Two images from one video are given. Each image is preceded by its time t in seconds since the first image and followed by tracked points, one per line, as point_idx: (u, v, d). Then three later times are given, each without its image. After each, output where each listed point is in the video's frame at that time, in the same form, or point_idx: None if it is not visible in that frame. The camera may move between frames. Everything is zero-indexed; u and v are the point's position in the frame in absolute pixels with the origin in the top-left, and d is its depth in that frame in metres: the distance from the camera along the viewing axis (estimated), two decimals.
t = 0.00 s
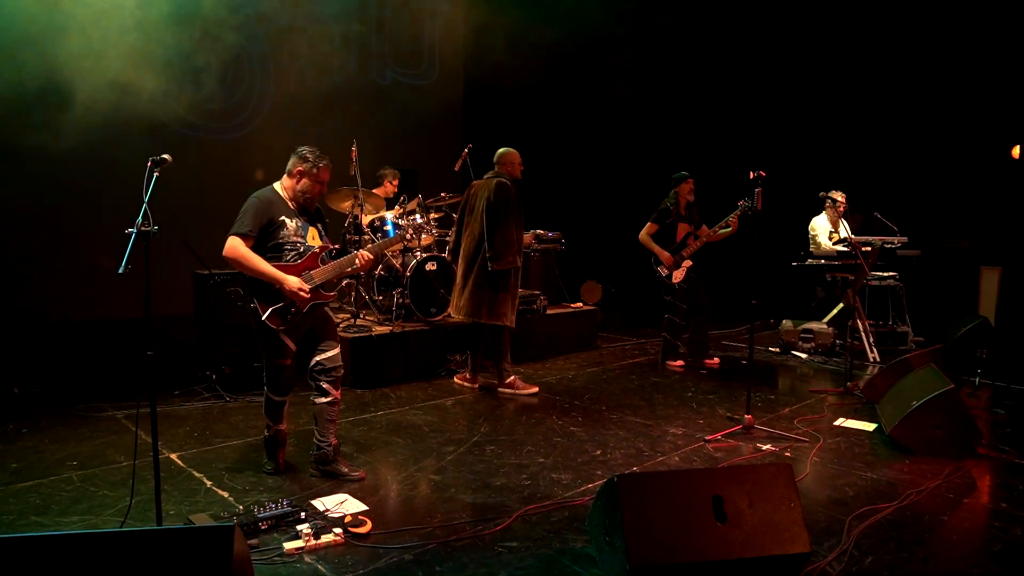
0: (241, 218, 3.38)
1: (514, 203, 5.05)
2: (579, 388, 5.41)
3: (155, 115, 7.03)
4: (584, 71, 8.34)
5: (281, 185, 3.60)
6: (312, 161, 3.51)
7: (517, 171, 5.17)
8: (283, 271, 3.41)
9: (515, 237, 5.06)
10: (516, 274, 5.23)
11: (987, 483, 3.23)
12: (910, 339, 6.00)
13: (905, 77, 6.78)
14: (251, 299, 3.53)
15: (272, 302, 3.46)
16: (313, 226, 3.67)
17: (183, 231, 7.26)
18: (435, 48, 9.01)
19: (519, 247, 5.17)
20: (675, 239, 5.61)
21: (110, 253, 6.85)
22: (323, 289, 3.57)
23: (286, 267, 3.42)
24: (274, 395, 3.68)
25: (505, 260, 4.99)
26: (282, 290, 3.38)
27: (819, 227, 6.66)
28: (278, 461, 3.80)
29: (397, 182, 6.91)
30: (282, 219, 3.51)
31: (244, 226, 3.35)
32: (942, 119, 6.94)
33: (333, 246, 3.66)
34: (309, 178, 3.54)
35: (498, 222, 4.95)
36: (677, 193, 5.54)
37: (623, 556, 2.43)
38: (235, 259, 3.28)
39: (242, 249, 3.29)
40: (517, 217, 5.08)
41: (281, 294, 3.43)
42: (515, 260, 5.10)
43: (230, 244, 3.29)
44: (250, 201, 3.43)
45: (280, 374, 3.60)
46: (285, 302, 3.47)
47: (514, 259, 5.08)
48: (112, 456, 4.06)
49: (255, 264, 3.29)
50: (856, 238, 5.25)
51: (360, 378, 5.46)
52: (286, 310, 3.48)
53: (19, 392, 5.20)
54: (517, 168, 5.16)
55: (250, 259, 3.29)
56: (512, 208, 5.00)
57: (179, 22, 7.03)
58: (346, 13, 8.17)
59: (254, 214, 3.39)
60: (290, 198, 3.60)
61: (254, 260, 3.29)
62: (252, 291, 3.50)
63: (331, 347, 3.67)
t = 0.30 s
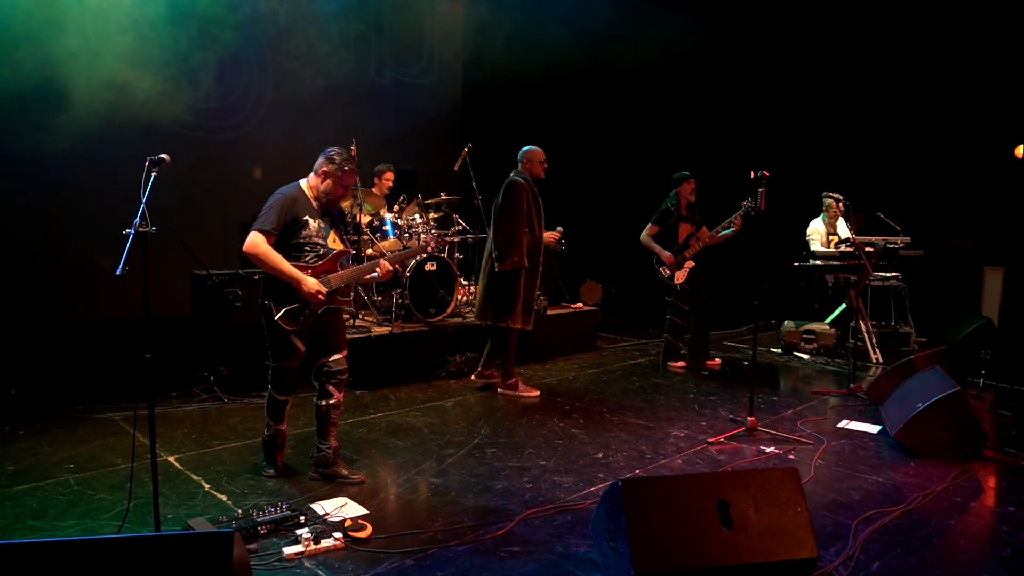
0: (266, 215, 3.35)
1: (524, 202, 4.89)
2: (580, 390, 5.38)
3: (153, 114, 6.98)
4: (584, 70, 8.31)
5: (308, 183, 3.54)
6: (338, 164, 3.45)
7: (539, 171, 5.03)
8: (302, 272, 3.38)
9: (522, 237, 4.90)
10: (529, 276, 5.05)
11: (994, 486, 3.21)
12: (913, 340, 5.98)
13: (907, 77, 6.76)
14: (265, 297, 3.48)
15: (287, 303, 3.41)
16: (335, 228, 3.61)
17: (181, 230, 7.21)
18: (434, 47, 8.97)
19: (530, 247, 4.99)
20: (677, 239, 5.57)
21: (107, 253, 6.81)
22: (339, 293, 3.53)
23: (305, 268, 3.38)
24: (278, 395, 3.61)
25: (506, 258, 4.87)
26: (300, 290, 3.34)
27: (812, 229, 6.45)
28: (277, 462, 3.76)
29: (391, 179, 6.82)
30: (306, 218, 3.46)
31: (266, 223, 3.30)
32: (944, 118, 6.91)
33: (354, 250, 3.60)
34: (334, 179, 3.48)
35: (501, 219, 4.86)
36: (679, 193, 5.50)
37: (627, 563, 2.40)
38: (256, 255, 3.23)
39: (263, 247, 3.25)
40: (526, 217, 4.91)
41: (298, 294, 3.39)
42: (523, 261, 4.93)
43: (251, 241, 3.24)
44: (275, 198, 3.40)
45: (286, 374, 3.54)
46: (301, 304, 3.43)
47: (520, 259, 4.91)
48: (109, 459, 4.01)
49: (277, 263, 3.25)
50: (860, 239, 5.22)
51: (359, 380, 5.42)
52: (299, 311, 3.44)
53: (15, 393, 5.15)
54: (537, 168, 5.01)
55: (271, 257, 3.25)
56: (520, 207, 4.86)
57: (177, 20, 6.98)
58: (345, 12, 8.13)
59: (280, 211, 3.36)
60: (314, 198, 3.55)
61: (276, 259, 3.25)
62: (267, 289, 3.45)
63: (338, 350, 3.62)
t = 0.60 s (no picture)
0: (280, 214, 3.29)
1: (538, 198, 4.65)
2: (580, 391, 5.34)
3: (150, 114, 6.93)
4: (583, 70, 8.27)
5: (322, 183, 3.49)
6: (352, 164, 3.37)
7: (558, 168, 4.77)
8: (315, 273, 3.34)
9: (535, 233, 4.65)
10: (546, 276, 4.76)
11: (1000, 488, 3.18)
12: (915, 341, 5.96)
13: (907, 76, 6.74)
14: (275, 296, 3.41)
15: (298, 304, 3.35)
16: (349, 229, 3.56)
17: (177, 230, 7.16)
18: (432, 46, 8.92)
19: (545, 244, 4.73)
20: (679, 240, 5.54)
21: (102, 254, 6.75)
22: (351, 295, 3.49)
23: (318, 269, 3.33)
24: (281, 395, 3.56)
25: (515, 253, 4.64)
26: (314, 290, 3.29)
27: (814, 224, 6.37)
28: (279, 462, 3.74)
29: (384, 176, 6.68)
30: (320, 219, 3.41)
31: (281, 223, 3.26)
32: (943, 118, 6.90)
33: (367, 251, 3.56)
34: (348, 179, 3.42)
35: (512, 215, 4.65)
36: (680, 193, 5.47)
37: (632, 567, 2.36)
38: (270, 255, 3.19)
39: (278, 246, 3.20)
40: (540, 212, 4.66)
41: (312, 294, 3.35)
42: (536, 258, 4.67)
43: (265, 240, 3.19)
44: (290, 198, 3.34)
45: (292, 376, 3.48)
46: (313, 304, 3.37)
47: (533, 256, 4.65)
48: (105, 462, 3.96)
49: (291, 262, 3.20)
50: (862, 239, 5.20)
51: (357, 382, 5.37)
52: (310, 312, 3.38)
53: (9, 395, 5.09)
54: (555, 164, 4.75)
55: (286, 256, 3.20)
56: (532, 201, 4.61)
57: (173, 18, 6.93)
58: (342, 11, 8.08)
59: (294, 211, 3.31)
60: (328, 198, 3.49)
61: (290, 258, 3.21)
62: (277, 288, 3.39)
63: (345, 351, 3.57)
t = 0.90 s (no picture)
0: (268, 214, 3.24)
1: (560, 201, 4.57)
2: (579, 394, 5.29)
3: (143, 112, 6.85)
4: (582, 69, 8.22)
5: (309, 183, 3.42)
6: (339, 165, 3.30)
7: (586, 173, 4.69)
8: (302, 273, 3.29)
9: (556, 237, 4.59)
10: (565, 279, 4.68)
11: (1007, 492, 3.15)
12: (916, 341, 5.94)
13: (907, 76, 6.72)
14: (263, 296, 3.36)
15: (286, 303, 3.31)
16: (336, 230, 3.49)
17: (171, 230, 7.09)
18: (430, 45, 8.86)
19: (566, 248, 4.65)
20: (678, 239, 5.49)
21: (95, 254, 6.69)
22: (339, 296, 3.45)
23: (306, 269, 3.29)
24: (277, 397, 3.55)
25: (535, 255, 4.59)
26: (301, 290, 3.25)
27: (814, 224, 6.35)
28: (281, 463, 3.73)
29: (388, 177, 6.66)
30: (307, 219, 3.35)
31: (269, 223, 3.21)
32: (943, 118, 6.87)
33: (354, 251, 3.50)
34: (334, 181, 3.34)
35: (534, 217, 4.59)
36: (680, 192, 5.43)
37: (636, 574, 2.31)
38: (258, 255, 3.14)
39: (266, 246, 3.16)
40: (562, 216, 4.58)
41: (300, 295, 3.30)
42: (555, 261, 4.59)
43: (253, 240, 3.15)
44: (277, 197, 3.29)
45: (287, 376, 3.45)
46: (300, 305, 3.33)
47: (553, 258, 4.57)
48: (98, 465, 3.90)
49: (278, 262, 3.16)
50: (864, 239, 5.16)
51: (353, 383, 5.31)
52: (297, 313, 3.34)
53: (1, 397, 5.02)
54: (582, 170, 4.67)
55: (274, 256, 3.16)
56: (553, 204, 4.55)
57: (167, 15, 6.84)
58: (338, 8, 8.01)
59: (281, 211, 3.25)
60: (315, 198, 3.43)
61: (278, 259, 3.17)
62: (266, 289, 3.34)
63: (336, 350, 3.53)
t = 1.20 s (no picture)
0: (236, 213, 3.26)
1: (585, 197, 4.21)
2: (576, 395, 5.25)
3: (134, 109, 6.77)
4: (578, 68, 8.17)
5: (275, 182, 3.45)
6: (308, 164, 3.36)
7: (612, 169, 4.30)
8: (274, 270, 3.30)
9: (583, 235, 4.22)
10: (596, 278, 4.30)
11: (1011, 495, 3.12)
12: (916, 342, 5.94)
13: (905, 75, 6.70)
14: (238, 296, 3.39)
15: (262, 301, 3.34)
16: (304, 228, 3.52)
17: (164, 229, 7.01)
18: (425, 43, 8.80)
19: (594, 246, 4.28)
20: (677, 239, 5.47)
21: (87, 253, 6.60)
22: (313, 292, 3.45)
23: (277, 267, 3.30)
24: (264, 396, 3.55)
25: (562, 256, 4.25)
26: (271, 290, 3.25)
27: (811, 226, 6.31)
28: (274, 465, 3.69)
29: (381, 176, 6.61)
30: (276, 217, 3.36)
31: (237, 222, 3.22)
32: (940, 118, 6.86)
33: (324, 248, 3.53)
34: (303, 180, 3.39)
35: (558, 215, 4.24)
36: (679, 191, 5.38)
37: None
38: (226, 254, 3.16)
39: (234, 245, 3.17)
40: (587, 213, 4.22)
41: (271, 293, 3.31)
42: (584, 260, 4.23)
43: (222, 240, 3.16)
44: (245, 197, 3.31)
45: (270, 372, 3.48)
46: (274, 301, 3.36)
47: (581, 258, 4.22)
48: (90, 468, 3.83)
49: (246, 262, 3.18)
50: (864, 238, 5.15)
51: (348, 384, 5.26)
52: (274, 308, 3.37)
53: None
54: (608, 164, 4.27)
55: (242, 257, 3.18)
56: (578, 201, 4.19)
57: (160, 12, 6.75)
58: (333, 6, 7.93)
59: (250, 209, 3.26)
60: (283, 197, 3.45)
61: (245, 258, 3.18)
62: (239, 288, 3.35)
63: (316, 345, 3.48)
